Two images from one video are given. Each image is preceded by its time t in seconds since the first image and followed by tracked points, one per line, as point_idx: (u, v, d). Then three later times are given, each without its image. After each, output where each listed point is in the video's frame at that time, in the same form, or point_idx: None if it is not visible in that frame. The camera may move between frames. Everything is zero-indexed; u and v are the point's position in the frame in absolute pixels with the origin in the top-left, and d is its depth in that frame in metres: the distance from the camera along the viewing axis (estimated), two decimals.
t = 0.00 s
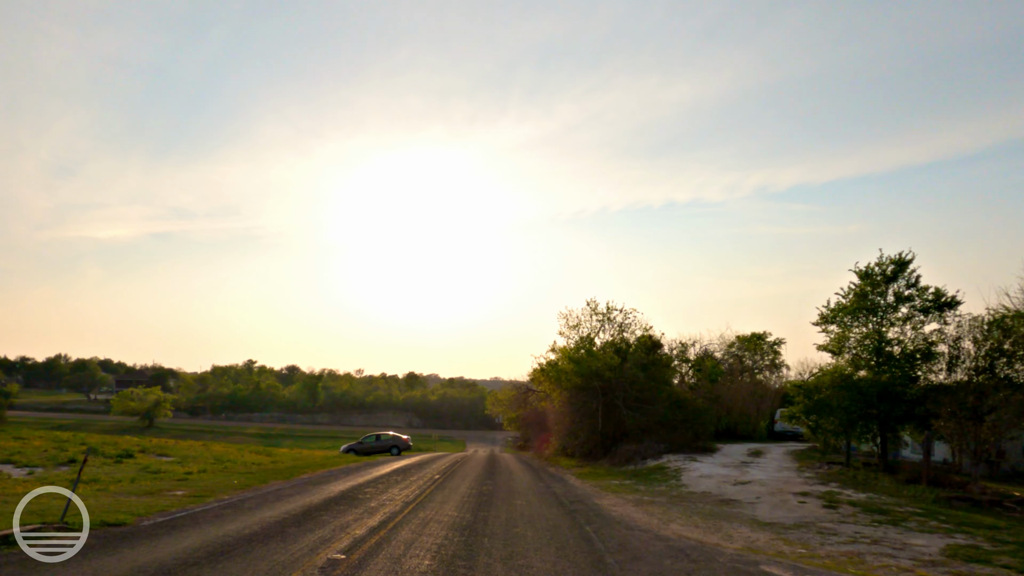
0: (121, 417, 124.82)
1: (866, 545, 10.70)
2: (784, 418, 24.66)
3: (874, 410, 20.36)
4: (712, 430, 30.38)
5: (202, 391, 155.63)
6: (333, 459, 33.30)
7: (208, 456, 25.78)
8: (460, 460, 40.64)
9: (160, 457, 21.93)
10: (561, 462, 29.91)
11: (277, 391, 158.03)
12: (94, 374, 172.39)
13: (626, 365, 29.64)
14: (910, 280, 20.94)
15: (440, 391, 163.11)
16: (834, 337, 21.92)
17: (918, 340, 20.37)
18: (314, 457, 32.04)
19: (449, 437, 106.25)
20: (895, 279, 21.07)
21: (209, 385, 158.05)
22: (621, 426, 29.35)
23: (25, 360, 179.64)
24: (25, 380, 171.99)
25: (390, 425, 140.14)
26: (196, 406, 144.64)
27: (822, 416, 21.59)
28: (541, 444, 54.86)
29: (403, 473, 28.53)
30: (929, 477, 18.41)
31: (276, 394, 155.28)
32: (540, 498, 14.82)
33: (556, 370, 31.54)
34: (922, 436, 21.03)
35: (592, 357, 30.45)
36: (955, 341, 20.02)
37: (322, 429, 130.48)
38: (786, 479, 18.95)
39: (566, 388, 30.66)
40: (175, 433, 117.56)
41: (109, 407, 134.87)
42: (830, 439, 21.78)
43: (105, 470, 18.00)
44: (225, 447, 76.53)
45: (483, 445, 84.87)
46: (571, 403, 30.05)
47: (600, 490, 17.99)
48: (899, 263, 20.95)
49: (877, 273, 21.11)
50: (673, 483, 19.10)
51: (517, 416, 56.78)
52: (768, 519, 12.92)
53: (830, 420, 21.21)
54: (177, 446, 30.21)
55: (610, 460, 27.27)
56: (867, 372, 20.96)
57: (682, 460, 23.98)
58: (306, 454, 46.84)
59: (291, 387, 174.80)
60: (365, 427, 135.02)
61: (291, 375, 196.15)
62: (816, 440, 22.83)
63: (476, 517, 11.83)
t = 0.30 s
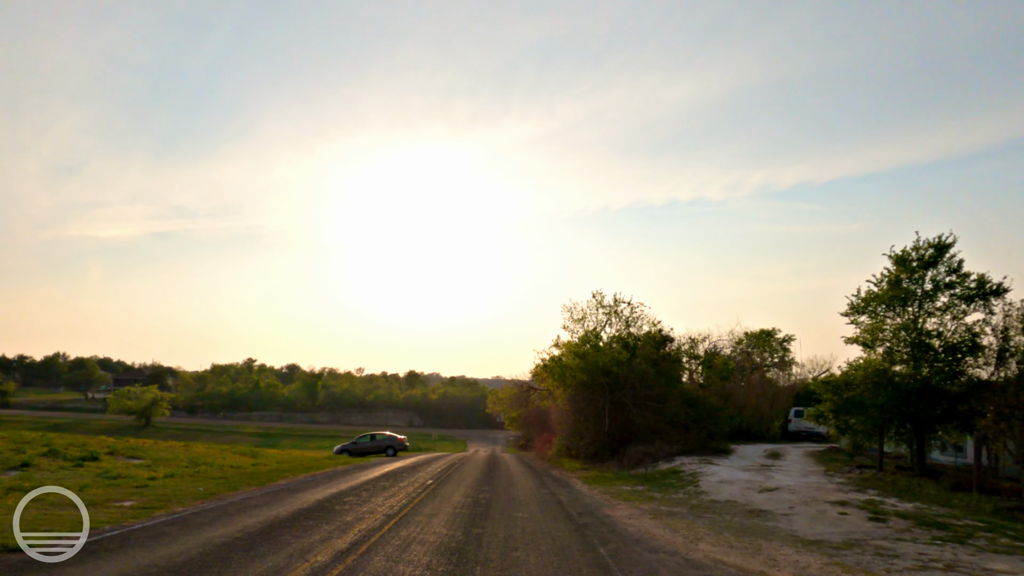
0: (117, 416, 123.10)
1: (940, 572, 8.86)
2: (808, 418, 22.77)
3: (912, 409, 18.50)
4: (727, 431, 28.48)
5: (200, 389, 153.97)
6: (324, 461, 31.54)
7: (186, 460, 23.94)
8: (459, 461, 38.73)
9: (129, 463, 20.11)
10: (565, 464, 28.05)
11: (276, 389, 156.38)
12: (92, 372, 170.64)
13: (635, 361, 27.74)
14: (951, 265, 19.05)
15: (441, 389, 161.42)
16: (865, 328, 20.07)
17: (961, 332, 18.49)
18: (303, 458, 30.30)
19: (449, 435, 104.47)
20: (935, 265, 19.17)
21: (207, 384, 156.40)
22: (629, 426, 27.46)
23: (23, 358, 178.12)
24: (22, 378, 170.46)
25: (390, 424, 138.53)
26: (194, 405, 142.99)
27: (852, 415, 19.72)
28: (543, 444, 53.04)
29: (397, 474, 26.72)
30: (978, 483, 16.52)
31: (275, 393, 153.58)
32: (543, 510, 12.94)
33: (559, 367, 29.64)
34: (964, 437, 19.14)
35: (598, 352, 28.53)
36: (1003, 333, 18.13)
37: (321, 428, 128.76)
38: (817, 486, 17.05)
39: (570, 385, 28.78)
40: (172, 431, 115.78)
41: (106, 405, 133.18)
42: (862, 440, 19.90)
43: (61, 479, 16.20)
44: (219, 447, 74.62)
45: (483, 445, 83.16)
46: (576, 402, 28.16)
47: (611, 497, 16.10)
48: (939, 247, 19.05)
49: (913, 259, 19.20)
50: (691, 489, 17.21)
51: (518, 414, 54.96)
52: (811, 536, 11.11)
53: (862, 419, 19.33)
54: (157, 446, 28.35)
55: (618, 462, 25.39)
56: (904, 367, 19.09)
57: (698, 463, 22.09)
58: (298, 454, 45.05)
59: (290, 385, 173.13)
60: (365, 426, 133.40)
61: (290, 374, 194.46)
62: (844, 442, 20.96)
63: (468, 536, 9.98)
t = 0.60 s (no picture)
0: (114, 414, 121.41)
1: None
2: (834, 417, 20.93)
3: (955, 407, 16.66)
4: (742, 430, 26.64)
5: (198, 387, 152.37)
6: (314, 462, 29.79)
7: (161, 458, 22.27)
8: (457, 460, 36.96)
9: (93, 464, 18.36)
10: (569, 466, 26.25)
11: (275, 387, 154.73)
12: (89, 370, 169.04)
13: (645, 355, 25.95)
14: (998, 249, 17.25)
15: (441, 387, 159.72)
16: (901, 319, 18.31)
17: (1009, 323, 16.72)
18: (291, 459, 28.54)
19: (449, 434, 102.82)
20: (980, 249, 17.37)
21: (206, 382, 154.80)
22: (638, 425, 25.66)
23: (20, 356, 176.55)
24: (19, 375, 168.91)
25: (390, 422, 136.91)
26: (193, 403, 141.39)
27: (886, 413, 17.88)
28: (545, 443, 51.25)
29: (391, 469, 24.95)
30: None
31: (274, 391, 151.94)
32: (548, 525, 11.09)
33: (564, 362, 27.84)
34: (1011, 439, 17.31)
35: (604, 345, 26.71)
36: None
37: (320, 426, 127.12)
38: (853, 493, 15.22)
39: (574, 381, 26.97)
40: (169, 429, 114.19)
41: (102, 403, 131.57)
42: (897, 442, 18.05)
43: (5, 485, 14.43)
44: (214, 445, 72.93)
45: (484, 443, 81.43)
46: (581, 399, 26.37)
47: (622, 506, 14.29)
48: (984, 229, 17.25)
49: (956, 241, 17.42)
50: (712, 496, 15.36)
51: (520, 412, 53.14)
52: (869, 557, 9.33)
53: (898, 418, 17.49)
54: (136, 443, 26.64)
55: (626, 464, 23.58)
56: (945, 361, 17.31)
57: (714, 466, 20.30)
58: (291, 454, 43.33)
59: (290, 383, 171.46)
60: (365, 424, 131.87)
61: (289, 372, 192.90)
62: (875, 443, 19.14)
63: (458, 560, 8.19)
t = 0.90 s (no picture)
0: (108, 412, 119.65)
1: None
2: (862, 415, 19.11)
3: (1005, 405, 14.88)
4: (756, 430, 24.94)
5: (195, 386, 150.72)
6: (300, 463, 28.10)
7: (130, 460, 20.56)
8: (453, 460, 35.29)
9: (48, 468, 16.68)
10: (572, 468, 24.54)
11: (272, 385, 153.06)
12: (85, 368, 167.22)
13: (654, 349, 24.20)
14: None
15: (440, 386, 157.97)
16: (940, 307, 16.56)
17: None
18: (277, 461, 26.86)
19: (447, 433, 101.15)
20: None
21: (202, 380, 153.10)
22: (645, 424, 23.96)
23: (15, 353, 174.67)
24: (15, 373, 167.23)
25: (388, 422, 135.25)
26: (189, 402, 139.85)
27: (924, 412, 16.10)
28: (546, 443, 49.57)
29: (380, 471, 23.19)
30: None
31: (271, 389, 150.28)
32: (551, 544, 9.38)
33: (566, 357, 26.12)
34: None
35: (610, 339, 24.94)
36: None
37: (317, 425, 125.44)
38: (894, 501, 13.45)
39: (577, 378, 25.24)
40: (164, 428, 112.51)
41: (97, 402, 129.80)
42: (935, 444, 16.31)
43: None
44: (208, 445, 71.38)
45: (483, 443, 79.75)
46: (585, 397, 24.64)
47: (636, 517, 12.49)
48: None
49: (1002, 220, 15.68)
50: (735, 506, 13.55)
51: (520, 411, 51.47)
52: None
53: (939, 418, 15.71)
54: (108, 443, 24.91)
55: (633, 466, 21.85)
56: (992, 353, 15.55)
57: (730, 470, 18.55)
58: (282, 454, 41.68)
59: (287, 382, 169.80)
60: (363, 423, 130.21)
61: (287, 370, 191.36)
62: (909, 444, 17.36)
63: None
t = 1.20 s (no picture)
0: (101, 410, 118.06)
1: None
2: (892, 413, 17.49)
3: None
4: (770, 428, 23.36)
5: (190, 383, 149.14)
6: (285, 463, 26.54)
7: (95, 460, 19.01)
8: (449, 459, 33.74)
9: None
10: (573, 469, 22.97)
11: (268, 383, 151.45)
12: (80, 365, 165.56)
13: (662, 343, 22.67)
14: None
15: (438, 383, 156.31)
16: (985, 293, 14.97)
17: None
18: (260, 462, 25.31)
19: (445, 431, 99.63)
20: None
21: (197, 377, 151.48)
22: (652, 422, 22.37)
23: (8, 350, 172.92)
24: (8, 370, 165.56)
25: (385, 419, 133.74)
26: (184, 399, 138.38)
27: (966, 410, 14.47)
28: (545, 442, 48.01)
29: (368, 472, 21.60)
30: None
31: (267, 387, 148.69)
32: (552, 568, 7.81)
33: (567, 351, 24.54)
34: None
35: (614, 332, 23.36)
36: None
37: (313, 423, 123.83)
38: (940, 510, 11.88)
39: (580, 373, 23.66)
40: (157, 426, 110.86)
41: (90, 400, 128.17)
42: (977, 445, 14.70)
43: None
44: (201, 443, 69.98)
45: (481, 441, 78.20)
46: (588, 393, 23.10)
47: (649, 531, 10.84)
48: None
49: None
50: (761, 516, 11.90)
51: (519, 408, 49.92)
52: None
53: (985, 416, 14.09)
54: (78, 441, 23.30)
55: (639, 468, 20.25)
56: None
57: (747, 473, 16.92)
58: (271, 452, 40.14)
59: (284, 379, 168.21)
60: (359, 421, 128.62)
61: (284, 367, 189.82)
62: (946, 445, 15.74)
63: None
